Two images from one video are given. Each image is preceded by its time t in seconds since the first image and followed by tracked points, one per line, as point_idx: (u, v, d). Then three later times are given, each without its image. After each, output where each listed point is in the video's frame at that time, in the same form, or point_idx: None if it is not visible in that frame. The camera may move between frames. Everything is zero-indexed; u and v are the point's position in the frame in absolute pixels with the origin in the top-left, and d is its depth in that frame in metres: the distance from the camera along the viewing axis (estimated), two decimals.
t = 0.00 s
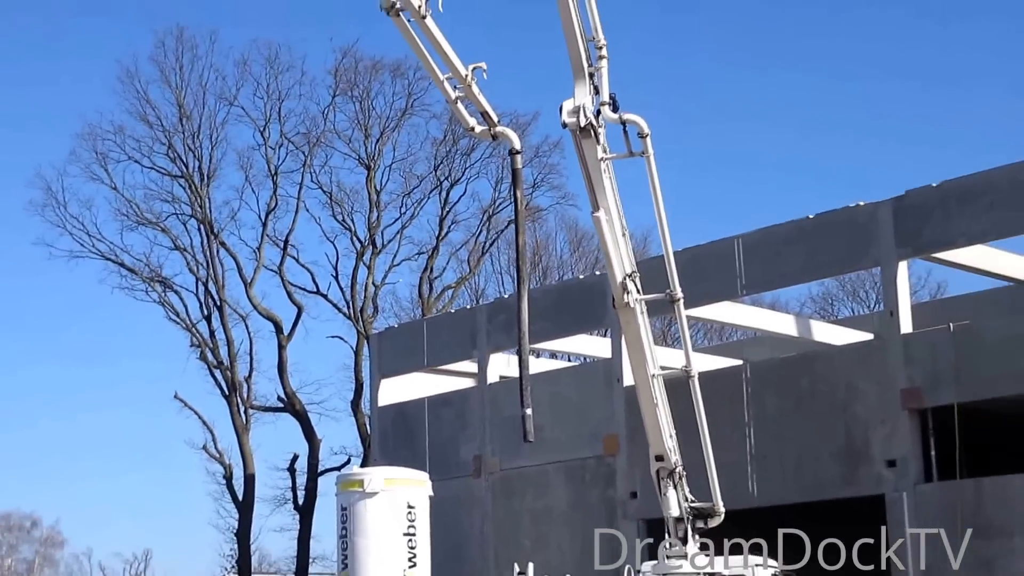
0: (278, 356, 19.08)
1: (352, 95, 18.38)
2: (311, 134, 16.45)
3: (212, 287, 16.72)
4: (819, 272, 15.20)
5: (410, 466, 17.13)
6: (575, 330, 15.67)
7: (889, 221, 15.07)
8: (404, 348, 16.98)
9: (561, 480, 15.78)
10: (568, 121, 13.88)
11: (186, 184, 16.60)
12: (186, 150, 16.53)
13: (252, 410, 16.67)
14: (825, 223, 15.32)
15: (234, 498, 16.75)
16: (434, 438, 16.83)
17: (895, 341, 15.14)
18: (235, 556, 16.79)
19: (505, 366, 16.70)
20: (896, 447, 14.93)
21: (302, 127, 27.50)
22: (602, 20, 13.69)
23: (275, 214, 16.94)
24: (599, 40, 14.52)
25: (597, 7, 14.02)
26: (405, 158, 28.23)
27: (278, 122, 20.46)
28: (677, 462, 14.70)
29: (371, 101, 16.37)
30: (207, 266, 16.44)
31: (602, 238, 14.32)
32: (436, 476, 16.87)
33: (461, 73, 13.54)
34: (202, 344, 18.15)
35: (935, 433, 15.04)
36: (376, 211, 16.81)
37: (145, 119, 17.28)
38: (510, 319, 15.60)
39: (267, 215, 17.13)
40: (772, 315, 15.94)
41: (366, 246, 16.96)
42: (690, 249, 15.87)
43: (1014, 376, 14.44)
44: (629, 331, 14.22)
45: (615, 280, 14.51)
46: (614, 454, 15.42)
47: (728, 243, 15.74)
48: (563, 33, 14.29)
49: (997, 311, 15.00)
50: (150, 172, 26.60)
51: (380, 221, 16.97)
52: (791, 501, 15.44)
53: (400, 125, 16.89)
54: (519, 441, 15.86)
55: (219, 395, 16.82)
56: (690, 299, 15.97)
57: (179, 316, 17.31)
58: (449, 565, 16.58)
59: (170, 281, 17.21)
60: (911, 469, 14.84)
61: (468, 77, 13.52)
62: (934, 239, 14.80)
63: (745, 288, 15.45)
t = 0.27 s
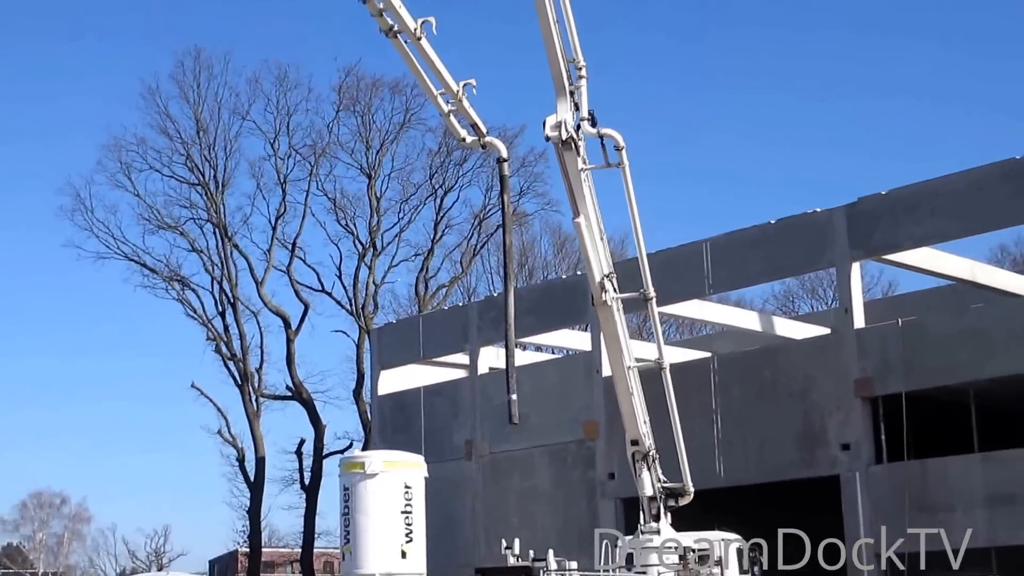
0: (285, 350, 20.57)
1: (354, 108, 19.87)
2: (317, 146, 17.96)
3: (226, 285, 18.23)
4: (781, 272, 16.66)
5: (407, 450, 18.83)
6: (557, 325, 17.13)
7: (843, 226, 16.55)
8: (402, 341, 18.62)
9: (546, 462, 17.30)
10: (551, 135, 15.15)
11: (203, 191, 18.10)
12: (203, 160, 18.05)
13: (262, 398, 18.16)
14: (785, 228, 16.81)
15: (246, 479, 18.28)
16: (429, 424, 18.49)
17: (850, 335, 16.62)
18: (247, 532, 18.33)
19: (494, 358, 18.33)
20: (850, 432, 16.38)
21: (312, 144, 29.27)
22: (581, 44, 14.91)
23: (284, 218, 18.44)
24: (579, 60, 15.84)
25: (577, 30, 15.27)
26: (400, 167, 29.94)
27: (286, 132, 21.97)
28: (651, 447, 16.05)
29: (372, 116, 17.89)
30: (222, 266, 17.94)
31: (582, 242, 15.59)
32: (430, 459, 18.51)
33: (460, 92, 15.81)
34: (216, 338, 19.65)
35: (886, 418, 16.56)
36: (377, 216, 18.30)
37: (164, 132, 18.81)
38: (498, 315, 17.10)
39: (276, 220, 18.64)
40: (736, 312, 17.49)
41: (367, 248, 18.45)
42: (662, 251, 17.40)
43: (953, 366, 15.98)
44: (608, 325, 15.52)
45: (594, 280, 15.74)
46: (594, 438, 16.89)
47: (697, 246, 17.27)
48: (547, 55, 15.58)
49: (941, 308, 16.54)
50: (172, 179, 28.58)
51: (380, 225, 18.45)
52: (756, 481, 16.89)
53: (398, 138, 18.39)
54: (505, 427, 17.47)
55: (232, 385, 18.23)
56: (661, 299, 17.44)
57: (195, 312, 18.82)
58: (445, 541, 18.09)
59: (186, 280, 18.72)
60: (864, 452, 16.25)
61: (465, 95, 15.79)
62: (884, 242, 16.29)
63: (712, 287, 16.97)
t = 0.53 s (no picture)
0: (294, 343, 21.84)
1: (359, 116, 21.11)
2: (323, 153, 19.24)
3: (239, 284, 19.51)
4: (756, 270, 17.88)
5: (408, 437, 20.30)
6: (547, 320, 18.33)
7: (813, 228, 17.77)
8: (403, 335, 20.02)
9: (537, 447, 18.58)
10: (540, 144, 16.10)
11: (217, 196, 19.41)
12: (218, 167, 19.36)
13: (272, 388, 19.42)
14: (760, 230, 18.04)
15: (258, 464, 19.58)
16: (428, 413, 19.93)
17: (820, 330, 17.83)
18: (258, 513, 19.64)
19: (488, 351, 19.71)
20: (819, 420, 17.60)
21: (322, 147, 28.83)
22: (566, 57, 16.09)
23: (293, 220, 19.70)
24: (566, 74, 17.06)
25: (565, 47, 16.58)
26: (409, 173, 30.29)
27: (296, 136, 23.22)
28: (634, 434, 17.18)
29: (375, 125, 19.16)
30: (235, 265, 19.22)
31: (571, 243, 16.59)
32: (430, 446, 19.94)
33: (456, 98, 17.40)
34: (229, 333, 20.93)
35: (852, 407, 17.77)
36: (379, 218, 19.55)
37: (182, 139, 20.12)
38: (492, 311, 18.35)
39: (286, 221, 19.91)
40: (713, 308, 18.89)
41: (370, 248, 19.70)
42: (644, 251, 18.66)
43: (914, 359, 17.21)
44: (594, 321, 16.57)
45: (581, 279, 16.66)
46: (582, 425, 18.13)
47: (677, 247, 18.56)
48: (537, 70, 16.77)
49: (903, 304, 17.81)
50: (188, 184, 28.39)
51: (382, 227, 19.70)
52: (732, 465, 18.11)
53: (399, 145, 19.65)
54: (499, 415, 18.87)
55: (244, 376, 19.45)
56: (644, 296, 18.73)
57: (209, 308, 20.12)
58: (443, 521, 19.46)
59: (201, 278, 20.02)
60: (832, 439, 17.47)
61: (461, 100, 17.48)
62: (851, 242, 17.52)
63: (691, 285, 18.17)
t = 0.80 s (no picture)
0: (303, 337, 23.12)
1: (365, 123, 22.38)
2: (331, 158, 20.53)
3: (252, 281, 20.80)
4: (736, 268, 19.11)
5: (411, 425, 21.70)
6: (540, 315, 19.54)
7: (790, 229, 18.97)
8: (406, 328, 21.43)
9: (530, 434, 19.84)
10: (534, 151, 17.16)
11: (231, 199, 20.71)
12: (232, 172, 20.66)
13: (283, 379, 20.68)
14: (739, 230, 19.27)
15: (270, 450, 20.87)
16: (430, 402, 21.31)
17: (795, 324, 19.05)
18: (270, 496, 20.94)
19: (486, 344, 21.07)
20: (795, 408, 18.81)
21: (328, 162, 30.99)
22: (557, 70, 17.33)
23: (302, 222, 20.98)
24: (560, 87, 18.33)
25: (557, 60, 17.90)
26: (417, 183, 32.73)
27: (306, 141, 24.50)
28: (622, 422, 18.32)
29: (379, 133, 20.42)
30: (248, 263, 20.50)
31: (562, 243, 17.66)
32: (431, 433, 21.32)
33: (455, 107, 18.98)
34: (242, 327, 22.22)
35: (826, 397, 18.96)
36: (384, 219, 20.80)
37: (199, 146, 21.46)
38: (489, 306, 19.62)
39: (296, 223, 21.19)
40: (696, 304, 20.21)
41: (375, 247, 20.95)
42: (631, 251, 19.91)
43: (883, 351, 18.40)
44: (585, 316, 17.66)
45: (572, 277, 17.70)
46: (573, 413, 19.31)
47: (662, 246, 19.77)
48: (531, 82, 18.00)
49: (872, 300, 19.07)
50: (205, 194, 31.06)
51: (387, 227, 20.96)
52: (714, 450, 19.33)
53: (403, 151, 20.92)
54: (495, 403, 20.23)
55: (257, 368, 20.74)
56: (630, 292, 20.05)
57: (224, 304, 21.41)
58: (444, 502, 20.91)
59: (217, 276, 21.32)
60: (807, 426, 18.66)
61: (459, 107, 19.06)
62: (826, 242, 18.68)
63: (675, 282, 19.40)
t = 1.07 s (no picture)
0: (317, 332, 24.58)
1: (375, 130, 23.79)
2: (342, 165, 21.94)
3: (269, 280, 22.24)
4: (720, 267, 20.50)
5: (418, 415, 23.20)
6: (538, 311, 20.94)
7: (771, 231, 20.30)
8: (413, 323, 22.96)
9: (529, 423, 21.22)
10: (532, 159, 18.43)
11: (249, 203, 22.16)
12: (249, 178, 22.13)
13: (299, 371, 22.12)
14: (723, 232, 20.67)
15: (286, 437, 22.33)
16: (435, 393, 22.81)
17: (776, 319, 20.43)
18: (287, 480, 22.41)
19: (488, 339, 22.56)
20: (776, 399, 20.17)
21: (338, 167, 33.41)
22: (552, 83, 18.68)
23: (316, 224, 22.42)
24: (555, 99, 19.63)
25: (553, 74, 19.25)
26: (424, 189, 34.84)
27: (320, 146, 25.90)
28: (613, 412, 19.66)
29: (387, 141, 21.81)
30: (265, 263, 21.94)
31: (558, 245, 18.97)
32: (437, 423, 22.82)
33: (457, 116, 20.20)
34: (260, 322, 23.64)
35: (805, 388, 20.31)
36: (392, 221, 22.20)
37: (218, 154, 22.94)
38: (490, 304, 21.05)
39: (310, 225, 22.63)
40: (684, 301, 21.68)
41: (384, 248, 22.38)
42: (621, 252, 21.40)
43: (858, 345, 19.73)
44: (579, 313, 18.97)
45: (567, 275, 18.99)
46: (569, 404, 20.64)
47: (651, 247, 21.16)
48: (527, 94, 19.37)
49: (847, 297, 20.49)
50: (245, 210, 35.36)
51: (395, 229, 22.37)
52: (699, 437, 20.77)
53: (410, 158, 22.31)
54: (497, 394, 21.71)
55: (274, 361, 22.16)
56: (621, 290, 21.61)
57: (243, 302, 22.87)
58: (449, 486, 22.40)
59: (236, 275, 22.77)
60: (787, 415, 20.01)
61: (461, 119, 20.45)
62: (805, 242, 19.97)
63: (664, 281, 20.82)
